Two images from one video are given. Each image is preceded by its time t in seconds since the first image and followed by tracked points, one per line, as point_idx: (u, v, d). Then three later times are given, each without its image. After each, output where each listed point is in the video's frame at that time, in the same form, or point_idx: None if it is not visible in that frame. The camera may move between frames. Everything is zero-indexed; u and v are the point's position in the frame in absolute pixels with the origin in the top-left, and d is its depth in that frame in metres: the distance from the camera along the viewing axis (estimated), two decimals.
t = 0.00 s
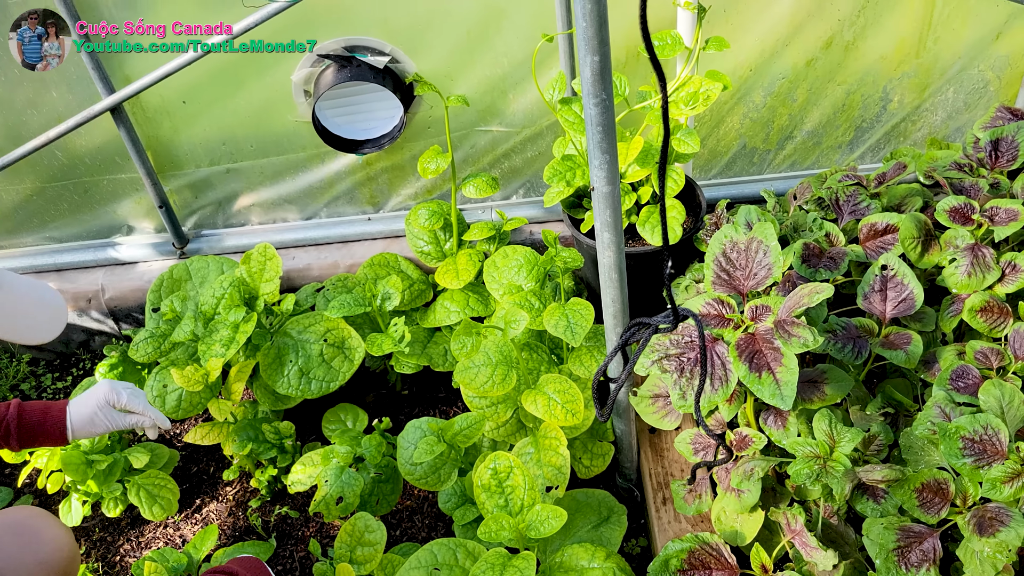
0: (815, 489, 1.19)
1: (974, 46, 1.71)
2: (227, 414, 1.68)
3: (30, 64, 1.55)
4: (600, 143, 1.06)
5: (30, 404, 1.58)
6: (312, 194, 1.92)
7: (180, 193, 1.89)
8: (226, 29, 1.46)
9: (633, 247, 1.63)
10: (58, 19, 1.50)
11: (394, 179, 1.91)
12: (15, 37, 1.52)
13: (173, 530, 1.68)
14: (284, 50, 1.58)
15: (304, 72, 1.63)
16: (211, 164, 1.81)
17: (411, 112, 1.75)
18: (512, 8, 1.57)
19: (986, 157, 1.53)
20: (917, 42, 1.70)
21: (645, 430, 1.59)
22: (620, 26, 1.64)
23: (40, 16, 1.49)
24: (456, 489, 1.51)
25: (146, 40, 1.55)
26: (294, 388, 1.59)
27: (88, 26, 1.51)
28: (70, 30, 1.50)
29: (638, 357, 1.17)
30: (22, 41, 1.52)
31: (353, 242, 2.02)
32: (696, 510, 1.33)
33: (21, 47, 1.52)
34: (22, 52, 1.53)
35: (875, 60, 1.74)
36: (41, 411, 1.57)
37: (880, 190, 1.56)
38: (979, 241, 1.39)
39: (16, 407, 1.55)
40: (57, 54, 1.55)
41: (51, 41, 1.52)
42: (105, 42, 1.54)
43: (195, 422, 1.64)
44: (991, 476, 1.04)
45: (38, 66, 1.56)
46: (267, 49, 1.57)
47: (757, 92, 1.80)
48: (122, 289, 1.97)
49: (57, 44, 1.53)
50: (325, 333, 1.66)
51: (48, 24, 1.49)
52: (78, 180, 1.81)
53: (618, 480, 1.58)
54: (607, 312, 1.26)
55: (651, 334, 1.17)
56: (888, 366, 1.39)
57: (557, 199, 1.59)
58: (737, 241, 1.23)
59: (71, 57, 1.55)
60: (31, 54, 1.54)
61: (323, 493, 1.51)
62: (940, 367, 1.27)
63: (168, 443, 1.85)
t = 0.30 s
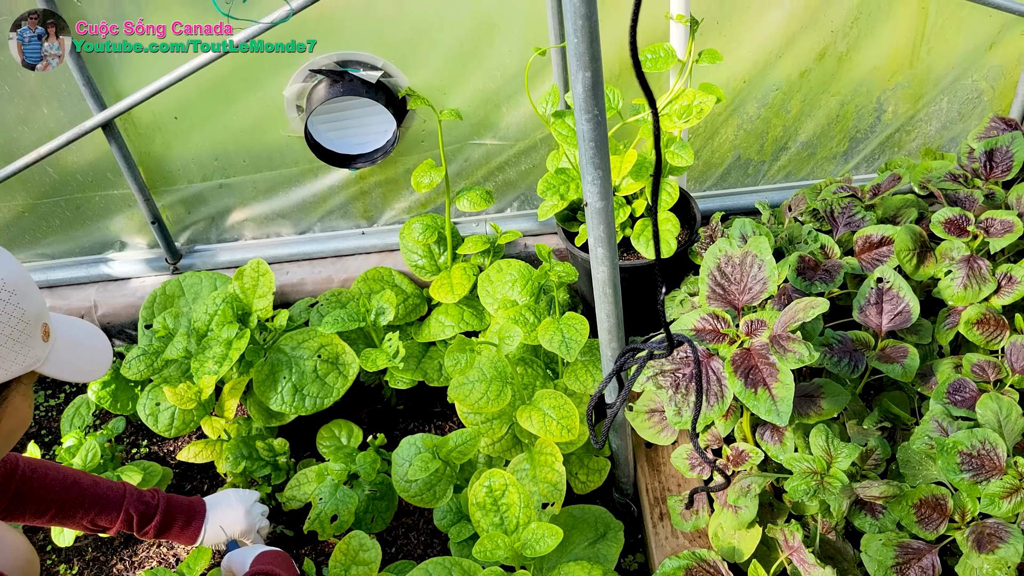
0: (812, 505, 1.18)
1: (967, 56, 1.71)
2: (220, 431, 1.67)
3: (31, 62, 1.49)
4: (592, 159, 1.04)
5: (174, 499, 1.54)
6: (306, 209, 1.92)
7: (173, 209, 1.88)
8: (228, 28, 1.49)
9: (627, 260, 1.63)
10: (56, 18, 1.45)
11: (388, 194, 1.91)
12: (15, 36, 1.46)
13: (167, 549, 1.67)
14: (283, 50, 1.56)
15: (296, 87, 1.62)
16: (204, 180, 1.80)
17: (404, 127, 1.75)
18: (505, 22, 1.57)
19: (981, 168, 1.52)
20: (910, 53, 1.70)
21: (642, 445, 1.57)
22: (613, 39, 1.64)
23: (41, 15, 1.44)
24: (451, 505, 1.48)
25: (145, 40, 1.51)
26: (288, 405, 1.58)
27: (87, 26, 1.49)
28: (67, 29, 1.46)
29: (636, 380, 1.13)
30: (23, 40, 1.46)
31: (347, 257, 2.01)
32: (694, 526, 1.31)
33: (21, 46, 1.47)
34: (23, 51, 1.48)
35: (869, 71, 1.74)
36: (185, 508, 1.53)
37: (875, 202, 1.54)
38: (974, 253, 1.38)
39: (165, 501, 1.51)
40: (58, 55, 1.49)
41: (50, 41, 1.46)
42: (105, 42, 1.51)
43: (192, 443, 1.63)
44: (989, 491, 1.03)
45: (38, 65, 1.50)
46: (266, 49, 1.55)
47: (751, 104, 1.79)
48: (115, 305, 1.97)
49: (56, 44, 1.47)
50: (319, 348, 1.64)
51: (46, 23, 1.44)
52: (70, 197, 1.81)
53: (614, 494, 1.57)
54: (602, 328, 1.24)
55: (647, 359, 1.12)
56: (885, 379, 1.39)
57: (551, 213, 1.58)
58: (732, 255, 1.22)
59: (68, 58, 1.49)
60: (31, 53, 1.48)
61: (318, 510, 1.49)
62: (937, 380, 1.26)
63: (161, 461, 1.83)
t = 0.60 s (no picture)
0: (811, 522, 1.17)
1: (961, 73, 1.73)
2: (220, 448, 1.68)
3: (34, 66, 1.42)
4: (591, 177, 1.03)
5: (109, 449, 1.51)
6: (304, 225, 1.94)
7: (172, 225, 1.90)
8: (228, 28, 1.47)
9: (625, 276, 1.63)
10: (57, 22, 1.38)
11: (386, 210, 1.92)
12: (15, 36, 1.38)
13: (164, 567, 1.65)
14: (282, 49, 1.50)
15: (294, 105, 1.63)
16: (203, 197, 1.82)
17: (402, 144, 1.76)
18: (503, 40, 1.58)
19: (976, 184, 1.53)
20: (905, 69, 1.72)
21: (640, 461, 1.57)
22: (609, 57, 1.65)
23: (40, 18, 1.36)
24: (450, 523, 1.48)
25: (145, 40, 1.48)
26: (287, 422, 1.57)
27: (87, 26, 1.45)
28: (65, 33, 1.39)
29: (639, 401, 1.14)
30: (24, 43, 1.39)
31: (345, 273, 2.02)
32: (693, 543, 1.30)
33: (22, 47, 1.39)
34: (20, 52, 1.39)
35: (864, 87, 1.75)
36: (125, 454, 1.50)
37: (872, 218, 1.54)
38: (970, 269, 1.39)
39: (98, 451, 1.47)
40: (58, 54, 1.41)
41: (50, 41, 1.39)
42: (105, 41, 1.48)
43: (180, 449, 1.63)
44: (987, 508, 1.03)
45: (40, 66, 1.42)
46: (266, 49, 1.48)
47: (747, 120, 1.81)
48: (114, 322, 1.98)
49: (55, 45, 1.40)
50: (318, 365, 1.64)
51: (46, 27, 1.37)
52: (69, 214, 1.82)
53: (613, 511, 1.56)
54: (600, 344, 1.23)
55: (650, 382, 1.15)
56: (883, 395, 1.38)
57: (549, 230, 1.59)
58: (729, 272, 1.22)
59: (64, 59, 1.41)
60: (32, 53, 1.40)
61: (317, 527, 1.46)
62: (934, 397, 1.26)
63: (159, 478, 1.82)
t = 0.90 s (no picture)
0: (803, 531, 1.16)
1: (950, 82, 1.74)
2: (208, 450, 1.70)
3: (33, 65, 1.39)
4: (579, 187, 1.01)
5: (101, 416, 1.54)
6: (297, 238, 1.94)
7: (164, 238, 1.90)
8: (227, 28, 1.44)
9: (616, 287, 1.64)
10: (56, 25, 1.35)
11: (379, 222, 1.93)
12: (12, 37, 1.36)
13: None
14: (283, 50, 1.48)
15: (286, 117, 1.64)
16: (195, 209, 1.82)
17: (394, 155, 1.77)
18: (493, 52, 1.59)
19: (966, 193, 1.53)
20: (895, 79, 1.73)
21: (632, 471, 1.56)
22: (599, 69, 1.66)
23: (39, 20, 1.34)
24: (442, 535, 1.47)
25: (145, 40, 1.46)
26: (271, 417, 1.56)
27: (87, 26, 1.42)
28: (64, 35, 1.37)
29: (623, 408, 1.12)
30: (24, 43, 1.36)
31: (338, 284, 2.03)
32: (685, 553, 1.29)
33: (21, 48, 1.36)
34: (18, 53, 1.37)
35: (854, 97, 1.76)
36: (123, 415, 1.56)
37: (862, 227, 1.55)
38: (960, 277, 1.39)
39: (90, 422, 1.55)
40: (58, 54, 1.39)
41: (49, 42, 1.37)
42: (105, 41, 1.45)
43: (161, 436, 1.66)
44: (978, 516, 1.03)
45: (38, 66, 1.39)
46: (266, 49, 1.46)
47: (738, 130, 1.81)
48: (106, 335, 1.98)
49: (54, 46, 1.38)
50: (308, 365, 1.64)
51: (44, 29, 1.35)
52: (61, 228, 1.82)
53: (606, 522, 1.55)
54: (591, 353, 1.22)
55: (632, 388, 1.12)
56: (874, 403, 1.38)
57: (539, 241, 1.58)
58: (719, 281, 1.22)
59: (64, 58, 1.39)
60: (30, 54, 1.38)
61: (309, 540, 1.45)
62: (925, 405, 1.26)
63: (151, 491, 1.81)
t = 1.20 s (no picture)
0: (804, 545, 1.15)
1: (949, 93, 1.74)
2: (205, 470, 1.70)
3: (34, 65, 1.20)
4: (577, 200, 1.00)
5: (97, 428, 1.54)
6: (296, 250, 1.94)
7: (163, 251, 1.90)
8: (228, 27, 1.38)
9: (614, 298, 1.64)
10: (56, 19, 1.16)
11: (378, 234, 1.93)
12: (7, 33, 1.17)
13: None
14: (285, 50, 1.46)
15: (285, 130, 1.64)
16: (194, 222, 1.83)
17: (393, 168, 1.77)
18: (492, 64, 1.59)
19: (966, 204, 1.53)
20: (893, 91, 1.73)
21: (633, 484, 1.55)
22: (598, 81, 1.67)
23: (38, 14, 1.15)
24: (442, 548, 1.45)
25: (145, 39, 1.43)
26: (275, 434, 1.55)
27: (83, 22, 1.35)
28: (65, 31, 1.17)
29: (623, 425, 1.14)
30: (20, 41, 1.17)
31: (336, 296, 2.03)
32: (685, 567, 1.28)
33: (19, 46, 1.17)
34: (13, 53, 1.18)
35: (853, 108, 1.76)
36: (114, 432, 1.53)
37: (861, 238, 1.56)
38: (961, 289, 1.38)
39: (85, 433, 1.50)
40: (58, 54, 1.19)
41: (49, 39, 1.18)
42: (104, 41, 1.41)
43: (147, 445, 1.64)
44: (981, 529, 1.01)
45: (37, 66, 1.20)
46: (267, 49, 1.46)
47: (737, 142, 1.82)
48: (105, 348, 1.98)
49: (56, 44, 1.18)
50: (307, 381, 1.64)
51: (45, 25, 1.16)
52: (60, 241, 1.82)
53: (606, 535, 1.54)
54: (590, 366, 1.22)
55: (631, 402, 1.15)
56: (875, 415, 1.37)
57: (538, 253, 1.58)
58: (718, 293, 1.21)
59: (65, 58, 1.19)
60: (29, 53, 1.19)
61: (308, 554, 1.43)
62: (926, 417, 1.25)
63: (149, 505, 1.80)
